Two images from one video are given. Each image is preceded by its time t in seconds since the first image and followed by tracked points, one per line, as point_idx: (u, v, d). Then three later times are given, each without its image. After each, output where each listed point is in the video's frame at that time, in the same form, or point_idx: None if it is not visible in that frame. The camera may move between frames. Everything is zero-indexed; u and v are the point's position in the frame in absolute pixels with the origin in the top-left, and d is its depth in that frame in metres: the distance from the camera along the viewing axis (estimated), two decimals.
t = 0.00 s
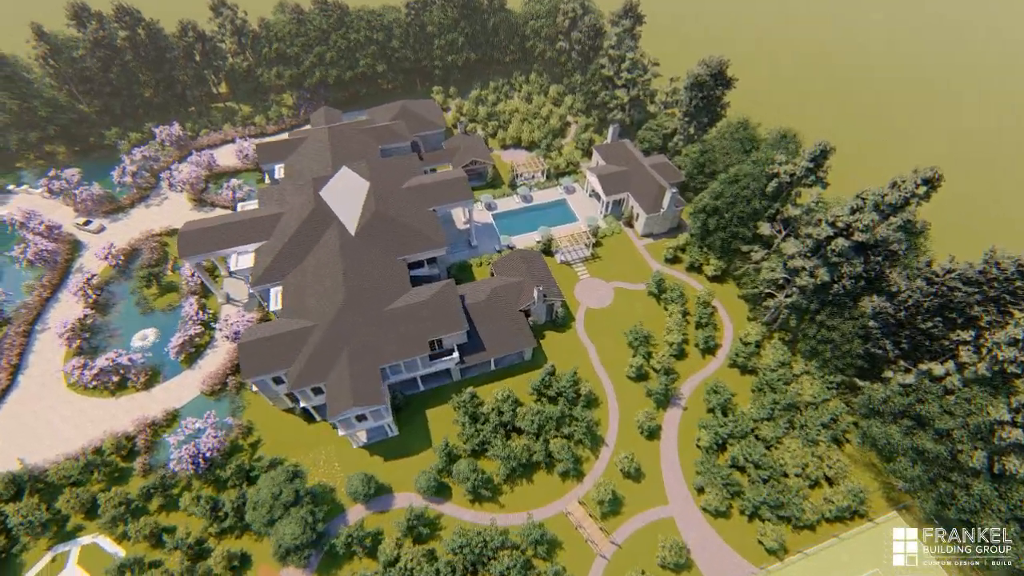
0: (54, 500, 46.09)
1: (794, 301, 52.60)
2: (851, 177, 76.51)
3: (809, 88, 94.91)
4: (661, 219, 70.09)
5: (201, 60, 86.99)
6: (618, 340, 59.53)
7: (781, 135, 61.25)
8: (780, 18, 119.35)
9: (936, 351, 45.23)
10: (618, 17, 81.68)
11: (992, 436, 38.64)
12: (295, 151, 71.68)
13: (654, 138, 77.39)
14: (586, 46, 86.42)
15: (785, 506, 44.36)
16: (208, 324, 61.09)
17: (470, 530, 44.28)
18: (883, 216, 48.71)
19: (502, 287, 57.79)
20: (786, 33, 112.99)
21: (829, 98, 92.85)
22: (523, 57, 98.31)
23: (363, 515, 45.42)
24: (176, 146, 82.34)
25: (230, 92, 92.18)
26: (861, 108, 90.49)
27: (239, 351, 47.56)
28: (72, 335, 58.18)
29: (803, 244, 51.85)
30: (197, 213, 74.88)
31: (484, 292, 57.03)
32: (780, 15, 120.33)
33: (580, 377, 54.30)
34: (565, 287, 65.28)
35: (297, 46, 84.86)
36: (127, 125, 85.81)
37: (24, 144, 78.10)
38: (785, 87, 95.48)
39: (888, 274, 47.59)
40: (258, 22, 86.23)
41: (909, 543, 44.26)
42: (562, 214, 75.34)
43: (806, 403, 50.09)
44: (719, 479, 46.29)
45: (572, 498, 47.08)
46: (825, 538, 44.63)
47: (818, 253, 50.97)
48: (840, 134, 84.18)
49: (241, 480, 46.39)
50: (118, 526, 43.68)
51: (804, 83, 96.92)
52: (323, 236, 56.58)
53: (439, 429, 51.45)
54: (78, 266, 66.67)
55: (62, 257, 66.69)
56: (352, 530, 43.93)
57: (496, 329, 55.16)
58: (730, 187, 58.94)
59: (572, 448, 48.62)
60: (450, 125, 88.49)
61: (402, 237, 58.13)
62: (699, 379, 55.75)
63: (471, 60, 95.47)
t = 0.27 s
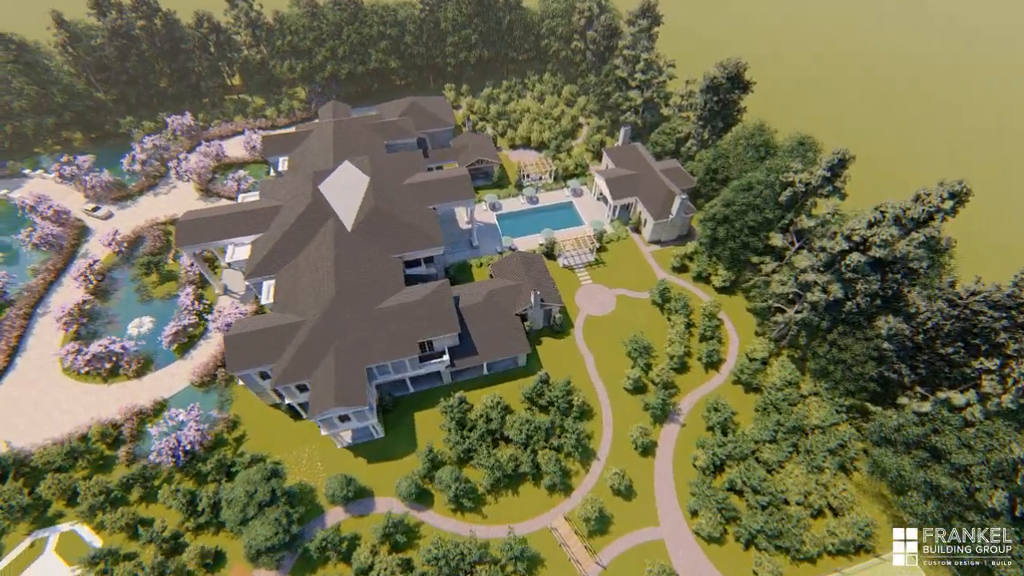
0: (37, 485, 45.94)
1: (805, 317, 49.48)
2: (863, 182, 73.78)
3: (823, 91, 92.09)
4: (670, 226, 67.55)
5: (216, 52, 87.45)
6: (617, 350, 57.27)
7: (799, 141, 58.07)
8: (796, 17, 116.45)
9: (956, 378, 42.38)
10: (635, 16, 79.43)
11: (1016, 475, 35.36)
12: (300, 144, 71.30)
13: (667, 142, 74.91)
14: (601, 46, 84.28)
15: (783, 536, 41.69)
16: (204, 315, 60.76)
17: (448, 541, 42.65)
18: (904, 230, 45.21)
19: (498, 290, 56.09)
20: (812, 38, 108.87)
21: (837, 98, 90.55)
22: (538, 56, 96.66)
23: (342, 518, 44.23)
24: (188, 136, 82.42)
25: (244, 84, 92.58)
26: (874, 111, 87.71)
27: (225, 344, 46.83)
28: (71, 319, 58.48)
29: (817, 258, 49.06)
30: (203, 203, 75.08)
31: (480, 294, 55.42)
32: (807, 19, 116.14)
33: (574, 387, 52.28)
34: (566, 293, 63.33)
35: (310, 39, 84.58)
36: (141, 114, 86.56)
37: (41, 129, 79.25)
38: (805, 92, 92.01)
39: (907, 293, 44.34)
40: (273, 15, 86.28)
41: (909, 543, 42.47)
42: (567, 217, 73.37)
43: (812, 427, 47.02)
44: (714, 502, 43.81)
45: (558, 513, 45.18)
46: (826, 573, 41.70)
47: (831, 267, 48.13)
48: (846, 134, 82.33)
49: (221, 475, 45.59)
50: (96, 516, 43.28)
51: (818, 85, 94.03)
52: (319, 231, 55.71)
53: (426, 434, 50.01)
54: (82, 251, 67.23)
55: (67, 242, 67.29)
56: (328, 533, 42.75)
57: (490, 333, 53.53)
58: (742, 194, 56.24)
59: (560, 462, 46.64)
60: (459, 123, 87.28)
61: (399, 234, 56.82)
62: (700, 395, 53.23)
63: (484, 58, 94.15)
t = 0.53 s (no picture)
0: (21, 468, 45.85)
1: (815, 336, 46.69)
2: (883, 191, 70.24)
3: (845, 95, 88.41)
4: (678, 233, 64.94)
5: (231, 44, 87.92)
6: (615, 360, 55.00)
7: (818, 149, 55.05)
8: (822, 20, 112.54)
9: (978, 411, 39.56)
10: (652, 17, 77.14)
11: None
12: (305, 137, 70.84)
13: (679, 147, 72.35)
14: (616, 47, 82.01)
15: (778, 570, 38.78)
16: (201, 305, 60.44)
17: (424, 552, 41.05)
18: (926, 248, 42.25)
19: (494, 293, 54.36)
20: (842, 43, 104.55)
21: (858, 103, 86.86)
22: (553, 56, 94.84)
23: (318, 521, 43.10)
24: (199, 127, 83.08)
25: (258, 76, 92.89)
26: (895, 116, 84.03)
27: (211, 336, 46.12)
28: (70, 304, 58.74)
29: (831, 273, 46.12)
30: (210, 194, 75.23)
31: (475, 296, 53.82)
32: (836, 24, 111.74)
33: (567, 398, 50.19)
34: (566, 299, 61.31)
35: (323, 33, 84.32)
36: (157, 103, 87.46)
37: (58, 115, 80.53)
38: (829, 98, 88.13)
39: (926, 316, 41.67)
40: (288, 8, 86.34)
41: (909, 543, 38.95)
42: (573, 220, 71.38)
43: (818, 453, 43.75)
44: (707, 529, 41.10)
45: (542, 529, 43.17)
46: None
47: (846, 284, 45.25)
48: (866, 140, 78.74)
49: (200, 469, 44.82)
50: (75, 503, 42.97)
51: (841, 90, 90.31)
52: (315, 225, 54.80)
53: (411, 437, 48.55)
54: (88, 237, 67.85)
55: (74, 227, 67.95)
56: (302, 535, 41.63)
57: (483, 337, 51.84)
58: (754, 203, 53.53)
59: (547, 475, 44.64)
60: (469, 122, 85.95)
61: (395, 232, 55.63)
62: (699, 412, 50.63)
63: (498, 57, 92.72)
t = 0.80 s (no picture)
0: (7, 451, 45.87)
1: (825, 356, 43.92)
2: (904, 204, 66.72)
3: (871, 103, 85.07)
4: (687, 242, 62.31)
5: (247, 37, 88.32)
6: (612, 372, 52.72)
7: (838, 158, 51.94)
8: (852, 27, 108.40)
9: (1003, 449, 36.14)
10: (669, 18, 74.73)
11: None
12: (311, 131, 70.50)
13: (693, 152, 69.68)
14: (632, 48, 79.63)
15: None
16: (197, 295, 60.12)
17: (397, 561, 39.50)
18: (951, 267, 38.98)
19: (489, 296, 52.70)
20: (872, 51, 100.20)
21: (881, 112, 83.80)
22: (569, 56, 92.96)
23: (293, 522, 42.06)
24: (211, 118, 83.55)
25: (273, 69, 93.18)
26: (920, 124, 80.80)
27: (197, 326, 45.68)
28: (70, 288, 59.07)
29: (843, 290, 43.25)
30: (217, 184, 75.42)
31: (469, 298, 52.24)
32: (867, 32, 107.36)
33: (557, 408, 48.13)
34: (565, 305, 59.28)
35: (337, 27, 84.00)
36: (173, 94, 88.45)
37: (77, 102, 81.84)
38: (854, 106, 84.83)
39: (947, 341, 38.62)
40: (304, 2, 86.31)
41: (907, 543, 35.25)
42: (578, 224, 69.46)
43: (823, 483, 40.37)
44: (695, 556, 38.26)
45: (521, 545, 41.16)
46: None
47: (861, 303, 42.32)
48: (889, 148, 75.60)
49: (179, 462, 44.14)
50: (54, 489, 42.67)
51: (866, 98, 87.12)
52: (310, 219, 54.03)
53: (394, 441, 47.12)
54: (94, 222, 68.43)
55: (81, 212, 68.59)
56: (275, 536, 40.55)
57: (475, 341, 50.18)
58: (765, 213, 50.83)
59: (531, 489, 42.63)
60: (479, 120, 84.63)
61: (391, 229, 54.45)
62: (697, 431, 48.00)
63: (512, 55, 91.19)
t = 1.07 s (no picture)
0: None
1: (834, 379, 40.99)
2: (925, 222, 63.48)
3: (897, 118, 82.26)
4: (695, 251, 59.58)
5: (263, 30, 88.78)
6: (607, 383, 50.47)
7: (858, 167, 48.90)
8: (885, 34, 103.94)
9: None
10: (688, 19, 72.22)
11: None
12: (318, 124, 70.10)
13: (707, 158, 66.92)
14: (649, 49, 77.29)
15: None
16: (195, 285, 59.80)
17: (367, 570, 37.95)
18: (978, 291, 35.96)
19: (482, 298, 51.01)
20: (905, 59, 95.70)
21: (908, 127, 80.92)
22: (584, 57, 91.03)
23: (267, 522, 40.99)
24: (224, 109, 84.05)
25: (288, 63, 93.53)
26: (949, 141, 77.85)
27: (184, 316, 45.14)
28: (72, 272, 59.41)
29: (857, 309, 40.27)
30: (225, 175, 75.64)
31: (462, 300, 50.62)
32: (899, 40, 102.84)
33: (547, 419, 46.08)
34: (563, 311, 57.21)
35: (351, 22, 83.70)
36: (190, 85, 89.41)
37: (96, 90, 83.20)
38: (879, 120, 82.12)
39: (968, 371, 35.55)
40: None
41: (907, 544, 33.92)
42: (584, 228, 67.34)
43: (826, 516, 37.10)
44: None
45: (498, 562, 39.21)
46: None
47: (875, 324, 39.39)
48: (914, 164, 72.82)
49: (158, 453, 43.51)
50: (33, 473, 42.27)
51: (892, 112, 84.25)
52: (306, 212, 53.25)
53: (376, 443, 45.69)
54: (102, 208, 69.02)
55: (90, 198, 69.30)
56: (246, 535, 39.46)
57: (464, 344, 48.46)
58: (777, 223, 48.03)
59: (512, 503, 40.65)
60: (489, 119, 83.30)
61: (387, 225, 53.26)
62: (693, 451, 45.42)
63: (527, 55, 89.67)
